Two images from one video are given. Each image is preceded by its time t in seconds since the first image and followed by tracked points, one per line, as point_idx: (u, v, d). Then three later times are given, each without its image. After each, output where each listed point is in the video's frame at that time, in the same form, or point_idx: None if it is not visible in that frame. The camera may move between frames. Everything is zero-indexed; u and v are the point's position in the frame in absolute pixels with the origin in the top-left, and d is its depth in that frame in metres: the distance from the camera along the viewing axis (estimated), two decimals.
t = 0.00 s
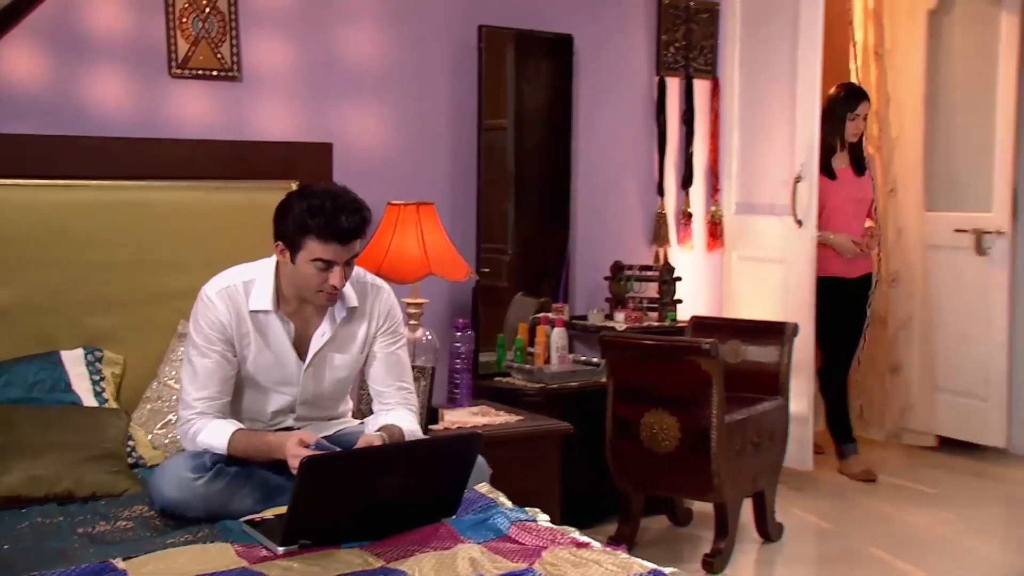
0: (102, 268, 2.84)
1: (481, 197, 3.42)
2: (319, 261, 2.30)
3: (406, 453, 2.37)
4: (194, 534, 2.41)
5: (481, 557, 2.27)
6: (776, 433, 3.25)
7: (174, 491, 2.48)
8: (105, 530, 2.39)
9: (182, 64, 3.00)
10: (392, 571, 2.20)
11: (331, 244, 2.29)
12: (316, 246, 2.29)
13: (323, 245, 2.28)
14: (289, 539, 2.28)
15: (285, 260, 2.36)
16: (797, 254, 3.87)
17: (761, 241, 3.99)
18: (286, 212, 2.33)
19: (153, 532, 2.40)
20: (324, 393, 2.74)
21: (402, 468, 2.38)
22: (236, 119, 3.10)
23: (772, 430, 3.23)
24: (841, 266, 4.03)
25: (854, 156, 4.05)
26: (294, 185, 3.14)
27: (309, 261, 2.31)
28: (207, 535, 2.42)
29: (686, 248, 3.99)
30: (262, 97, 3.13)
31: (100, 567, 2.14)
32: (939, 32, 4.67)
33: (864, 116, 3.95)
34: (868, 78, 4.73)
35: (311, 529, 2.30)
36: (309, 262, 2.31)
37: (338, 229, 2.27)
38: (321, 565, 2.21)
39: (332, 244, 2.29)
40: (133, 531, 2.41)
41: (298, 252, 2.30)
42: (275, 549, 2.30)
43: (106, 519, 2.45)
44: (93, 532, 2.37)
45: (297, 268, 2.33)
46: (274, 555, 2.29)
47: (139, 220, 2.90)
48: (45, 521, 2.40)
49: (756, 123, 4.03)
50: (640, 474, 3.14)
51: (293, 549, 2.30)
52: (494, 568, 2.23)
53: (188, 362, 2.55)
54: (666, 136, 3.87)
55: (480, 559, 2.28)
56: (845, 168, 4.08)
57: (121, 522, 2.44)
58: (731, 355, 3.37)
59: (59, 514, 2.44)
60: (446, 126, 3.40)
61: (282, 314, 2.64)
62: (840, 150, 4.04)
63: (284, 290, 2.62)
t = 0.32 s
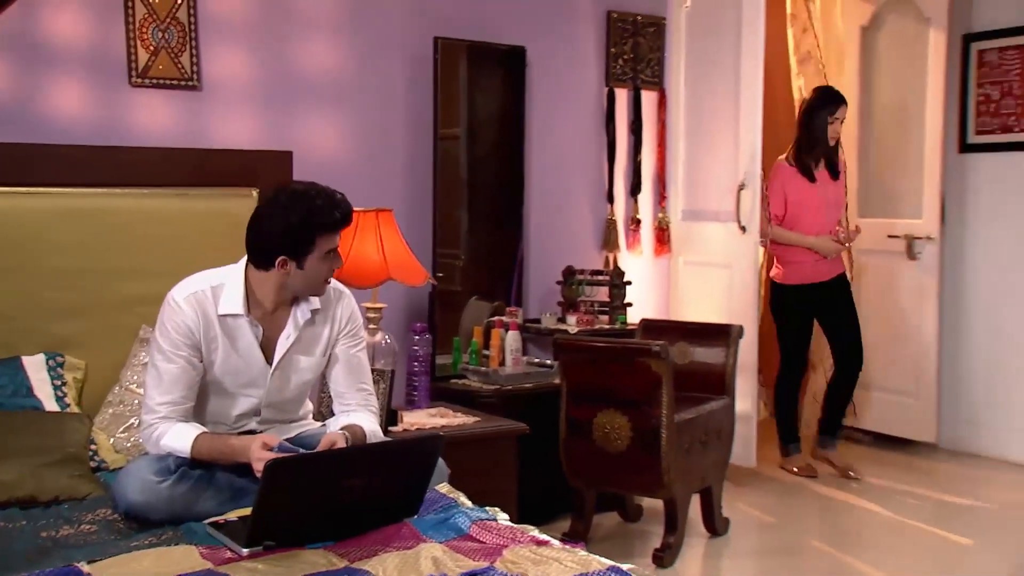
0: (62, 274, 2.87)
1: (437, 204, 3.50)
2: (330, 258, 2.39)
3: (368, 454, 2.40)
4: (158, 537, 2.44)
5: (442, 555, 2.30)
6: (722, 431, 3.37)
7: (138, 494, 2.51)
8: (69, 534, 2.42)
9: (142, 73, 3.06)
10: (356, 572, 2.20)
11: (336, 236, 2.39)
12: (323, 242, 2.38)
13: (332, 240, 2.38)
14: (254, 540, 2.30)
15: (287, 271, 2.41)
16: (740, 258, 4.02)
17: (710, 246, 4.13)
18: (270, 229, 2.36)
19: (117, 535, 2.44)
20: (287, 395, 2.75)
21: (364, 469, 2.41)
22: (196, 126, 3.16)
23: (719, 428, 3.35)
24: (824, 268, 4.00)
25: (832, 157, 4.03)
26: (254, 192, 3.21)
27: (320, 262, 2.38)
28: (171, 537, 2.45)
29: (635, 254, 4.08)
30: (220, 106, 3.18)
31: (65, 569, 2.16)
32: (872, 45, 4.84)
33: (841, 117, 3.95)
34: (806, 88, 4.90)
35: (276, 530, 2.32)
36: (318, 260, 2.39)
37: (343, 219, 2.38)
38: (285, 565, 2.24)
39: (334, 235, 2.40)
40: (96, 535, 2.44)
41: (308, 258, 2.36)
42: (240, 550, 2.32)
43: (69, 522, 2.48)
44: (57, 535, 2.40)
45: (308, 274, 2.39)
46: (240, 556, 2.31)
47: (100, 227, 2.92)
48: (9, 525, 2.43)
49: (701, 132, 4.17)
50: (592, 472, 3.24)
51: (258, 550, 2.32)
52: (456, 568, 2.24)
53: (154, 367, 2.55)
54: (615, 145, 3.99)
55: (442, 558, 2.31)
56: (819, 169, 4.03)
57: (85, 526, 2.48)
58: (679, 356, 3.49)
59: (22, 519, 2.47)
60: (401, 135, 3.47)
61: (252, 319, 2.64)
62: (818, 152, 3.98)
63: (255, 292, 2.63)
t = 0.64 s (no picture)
0: (39, 274, 2.93)
1: (404, 205, 3.62)
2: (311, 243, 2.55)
3: (342, 447, 2.45)
4: (138, 528, 2.49)
5: (417, 545, 2.33)
6: (679, 423, 3.51)
7: (119, 487, 2.58)
8: (50, 526, 2.48)
9: (118, 78, 3.14)
10: (333, 560, 2.23)
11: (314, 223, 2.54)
12: (304, 230, 2.53)
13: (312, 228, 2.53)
14: (233, 531, 2.34)
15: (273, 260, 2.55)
16: (694, 258, 4.16)
17: (665, 245, 4.27)
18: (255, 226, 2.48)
19: (98, 527, 2.49)
20: (267, 386, 2.80)
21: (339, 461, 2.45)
22: (171, 129, 3.26)
23: (676, 419, 3.50)
24: (820, 273, 3.98)
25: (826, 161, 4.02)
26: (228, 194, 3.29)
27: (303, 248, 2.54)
28: (152, 530, 2.49)
29: (593, 252, 4.25)
30: (196, 110, 3.29)
31: (49, 561, 2.20)
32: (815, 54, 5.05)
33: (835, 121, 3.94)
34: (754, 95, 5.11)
35: (254, 522, 2.36)
36: (301, 247, 2.55)
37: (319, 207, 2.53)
38: (263, 556, 2.27)
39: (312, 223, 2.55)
40: (78, 527, 2.50)
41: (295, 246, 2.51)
42: (219, 541, 2.35)
43: (50, 515, 2.54)
44: (38, 528, 2.46)
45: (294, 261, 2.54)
46: (219, 546, 2.34)
47: (76, 227, 3.00)
48: None
49: (655, 136, 4.35)
50: (555, 462, 3.37)
51: (235, 541, 2.36)
52: (431, 557, 2.28)
53: (137, 361, 2.57)
54: (575, 149, 4.15)
55: (417, 546, 2.37)
56: (812, 172, 4.03)
57: (66, 518, 2.54)
58: (638, 351, 3.64)
59: (5, 512, 2.54)
60: (369, 139, 3.61)
61: (236, 312, 2.69)
62: (812, 155, 3.98)
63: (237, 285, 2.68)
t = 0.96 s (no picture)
0: (18, 275, 3.02)
1: (372, 207, 3.76)
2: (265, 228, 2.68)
3: (319, 441, 2.50)
4: (120, 521, 2.52)
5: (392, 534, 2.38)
6: (636, 415, 3.68)
7: (99, 481, 2.60)
8: (33, 519, 2.54)
9: (94, 84, 3.23)
10: (310, 550, 2.29)
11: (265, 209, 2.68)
12: (257, 215, 2.66)
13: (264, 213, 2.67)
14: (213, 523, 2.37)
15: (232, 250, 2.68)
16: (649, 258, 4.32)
17: (620, 246, 4.44)
18: (210, 219, 2.62)
19: (81, 519, 2.54)
20: (239, 373, 2.86)
21: (316, 455, 2.50)
22: (146, 134, 3.35)
23: (634, 411, 3.67)
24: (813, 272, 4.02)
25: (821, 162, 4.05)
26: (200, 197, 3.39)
27: (259, 235, 2.67)
28: (133, 521, 2.52)
29: (553, 252, 4.47)
30: (170, 115, 3.39)
31: (31, 555, 2.22)
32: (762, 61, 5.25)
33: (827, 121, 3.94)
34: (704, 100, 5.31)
35: (233, 513, 2.40)
36: (256, 234, 2.68)
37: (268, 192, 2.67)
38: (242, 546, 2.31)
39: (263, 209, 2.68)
40: (60, 519, 2.55)
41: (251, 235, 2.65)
42: (199, 533, 2.39)
43: (33, 508, 2.60)
44: (22, 520, 2.52)
45: (251, 248, 2.68)
46: (199, 538, 2.38)
47: (54, 229, 3.08)
48: None
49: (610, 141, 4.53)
50: (519, 453, 3.53)
51: (215, 532, 2.39)
52: (404, 545, 2.33)
53: (111, 360, 2.61)
54: (535, 153, 4.33)
55: (391, 536, 2.41)
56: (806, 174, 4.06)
57: (48, 511, 2.60)
58: (596, 346, 3.81)
59: None
60: (338, 145, 3.74)
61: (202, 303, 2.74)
62: (806, 156, 4.00)
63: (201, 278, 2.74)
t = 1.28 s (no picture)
0: (20, 274, 3.15)
1: (356, 207, 3.96)
2: (241, 218, 2.89)
3: (312, 432, 2.61)
4: (123, 506, 2.66)
5: (384, 519, 2.51)
6: (608, 405, 3.90)
7: (101, 469, 2.72)
8: (41, 506, 2.65)
9: (92, 90, 3.39)
10: (306, 535, 2.40)
11: (238, 200, 2.89)
12: (232, 206, 2.86)
13: (237, 204, 2.87)
14: (211, 509, 2.50)
15: (211, 242, 2.86)
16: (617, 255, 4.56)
17: (591, 245, 4.66)
18: (190, 216, 2.81)
19: (86, 505, 2.66)
20: (228, 361, 3.03)
21: (310, 446, 2.61)
22: (141, 138, 3.51)
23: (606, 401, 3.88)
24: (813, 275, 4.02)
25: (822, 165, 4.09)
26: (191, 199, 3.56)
27: (235, 225, 2.87)
28: (135, 506, 2.66)
29: (528, 250, 4.67)
30: (163, 121, 3.55)
31: (39, 539, 2.32)
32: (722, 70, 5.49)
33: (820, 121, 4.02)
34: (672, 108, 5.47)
35: (231, 500, 2.52)
36: (232, 224, 2.87)
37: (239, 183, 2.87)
38: (241, 531, 2.42)
39: (236, 200, 2.89)
40: (66, 506, 2.68)
41: (229, 224, 2.84)
42: (199, 518, 2.51)
43: (39, 495, 2.72)
44: (29, 507, 2.64)
45: (229, 238, 2.87)
46: (199, 523, 2.49)
47: (55, 229, 3.23)
48: None
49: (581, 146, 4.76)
50: (497, 441, 3.72)
51: (214, 516, 2.51)
52: (396, 529, 2.45)
53: (105, 355, 2.78)
54: (509, 157, 4.54)
55: (383, 520, 2.53)
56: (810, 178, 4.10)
57: (54, 498, 2.71)
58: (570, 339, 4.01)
59: None
60: (323, 149, 3.92)
61: (188, 296, 2.91)
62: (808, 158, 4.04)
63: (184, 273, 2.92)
